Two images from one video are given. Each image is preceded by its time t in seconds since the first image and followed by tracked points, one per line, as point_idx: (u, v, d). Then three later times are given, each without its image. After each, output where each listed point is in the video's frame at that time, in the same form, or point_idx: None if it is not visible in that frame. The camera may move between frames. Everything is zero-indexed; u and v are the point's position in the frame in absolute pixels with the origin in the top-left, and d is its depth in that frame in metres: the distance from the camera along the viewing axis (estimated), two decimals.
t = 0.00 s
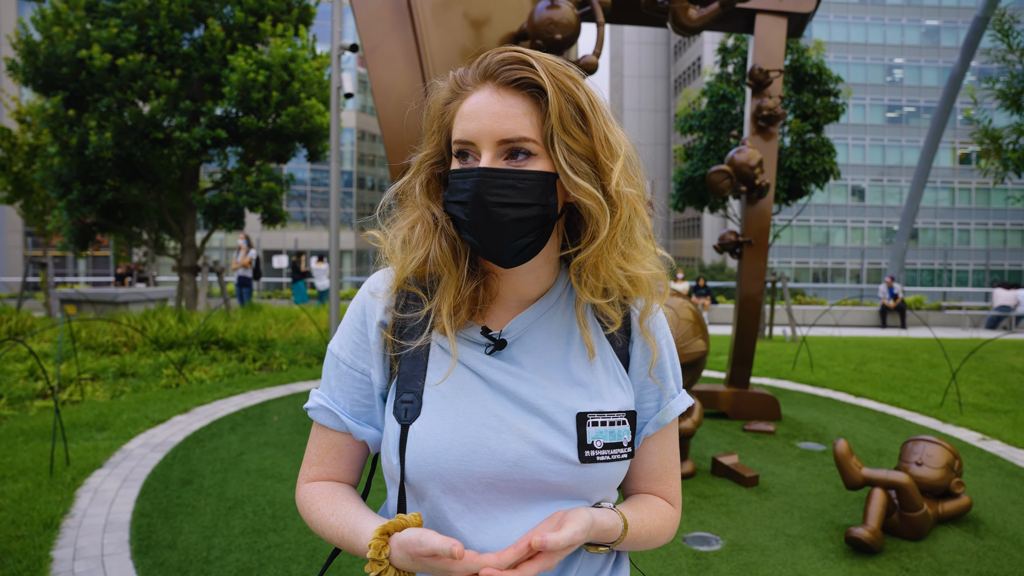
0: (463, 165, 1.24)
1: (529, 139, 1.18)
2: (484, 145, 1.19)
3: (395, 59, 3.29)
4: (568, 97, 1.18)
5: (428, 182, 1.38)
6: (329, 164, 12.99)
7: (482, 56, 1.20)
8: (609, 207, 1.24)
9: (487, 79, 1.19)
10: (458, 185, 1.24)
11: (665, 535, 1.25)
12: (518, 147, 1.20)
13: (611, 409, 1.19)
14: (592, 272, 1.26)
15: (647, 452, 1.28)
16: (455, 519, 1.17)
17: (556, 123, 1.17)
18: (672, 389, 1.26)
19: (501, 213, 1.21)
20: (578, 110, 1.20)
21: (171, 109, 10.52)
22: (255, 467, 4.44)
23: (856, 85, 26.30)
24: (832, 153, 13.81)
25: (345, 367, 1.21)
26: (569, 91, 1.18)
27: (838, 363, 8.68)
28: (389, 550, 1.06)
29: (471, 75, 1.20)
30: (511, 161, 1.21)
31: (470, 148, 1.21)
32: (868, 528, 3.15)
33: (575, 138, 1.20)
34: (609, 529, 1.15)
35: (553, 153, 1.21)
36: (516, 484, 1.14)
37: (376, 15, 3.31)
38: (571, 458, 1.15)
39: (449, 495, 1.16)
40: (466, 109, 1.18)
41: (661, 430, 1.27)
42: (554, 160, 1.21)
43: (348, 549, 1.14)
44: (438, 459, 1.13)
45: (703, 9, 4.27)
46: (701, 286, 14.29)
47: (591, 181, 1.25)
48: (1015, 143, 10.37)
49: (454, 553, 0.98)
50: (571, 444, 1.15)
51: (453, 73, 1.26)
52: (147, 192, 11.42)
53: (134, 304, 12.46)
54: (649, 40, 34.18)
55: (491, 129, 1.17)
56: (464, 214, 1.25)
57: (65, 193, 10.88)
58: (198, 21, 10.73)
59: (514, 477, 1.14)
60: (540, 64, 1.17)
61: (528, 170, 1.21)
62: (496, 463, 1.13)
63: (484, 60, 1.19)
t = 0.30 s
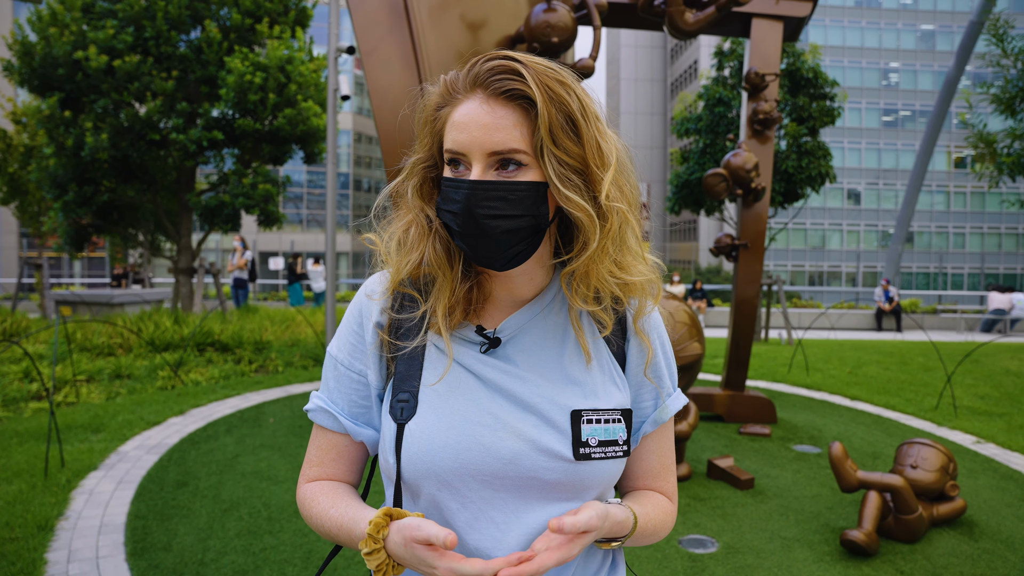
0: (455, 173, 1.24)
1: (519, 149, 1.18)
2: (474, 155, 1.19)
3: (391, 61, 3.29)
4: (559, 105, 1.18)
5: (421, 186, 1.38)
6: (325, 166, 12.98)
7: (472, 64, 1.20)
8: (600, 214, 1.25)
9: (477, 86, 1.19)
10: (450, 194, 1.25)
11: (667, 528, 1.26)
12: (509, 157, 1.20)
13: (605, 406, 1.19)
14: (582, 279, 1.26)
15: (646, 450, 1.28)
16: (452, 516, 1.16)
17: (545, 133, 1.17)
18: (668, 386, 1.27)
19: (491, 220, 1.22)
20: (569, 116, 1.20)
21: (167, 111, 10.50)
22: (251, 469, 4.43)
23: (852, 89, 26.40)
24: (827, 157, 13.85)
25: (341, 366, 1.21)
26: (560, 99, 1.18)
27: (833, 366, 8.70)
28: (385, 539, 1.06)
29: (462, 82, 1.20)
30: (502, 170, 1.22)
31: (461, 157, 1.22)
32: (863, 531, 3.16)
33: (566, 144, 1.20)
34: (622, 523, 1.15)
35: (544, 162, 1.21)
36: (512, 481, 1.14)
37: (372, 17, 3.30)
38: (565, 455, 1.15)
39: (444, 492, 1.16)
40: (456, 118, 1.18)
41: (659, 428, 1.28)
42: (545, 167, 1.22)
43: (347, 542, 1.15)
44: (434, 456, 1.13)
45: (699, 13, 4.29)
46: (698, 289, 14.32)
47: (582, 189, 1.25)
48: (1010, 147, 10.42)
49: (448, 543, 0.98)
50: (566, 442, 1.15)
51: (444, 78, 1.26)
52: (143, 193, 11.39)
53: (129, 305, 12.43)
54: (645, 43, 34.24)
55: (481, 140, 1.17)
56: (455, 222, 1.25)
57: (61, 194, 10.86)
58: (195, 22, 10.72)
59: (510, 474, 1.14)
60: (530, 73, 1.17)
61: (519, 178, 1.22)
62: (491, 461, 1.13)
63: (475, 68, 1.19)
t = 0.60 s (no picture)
0: (454, 175, 1.26)
1: (516, 152, 1.19)
2: (473, 156, 1.21)
3: (393, 64, 3.30)
4: (557, 109, 1.19)
5: (422, 188, 1.39)
6: (327, 168, 13.00)
7: (473, 68, 1.21)
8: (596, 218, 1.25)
9: (477, 89, 1.21)
10: (448, 195, 1.26)
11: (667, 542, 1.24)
12: (507, 160, 1.21)
13: (597, 415, 1.19)
14: (576, 283, 1.26)
15: (643, 460, 1.28)
16: (440, 520, 1.17)
17: (543, 137, 1.18)
18: (665, 397, 1.26)
19: (486, 223, 1.23)
20: (568, 122, 1.20)
21: (169, 113, 10.53)
22: (252, 470, 4.44)
23: (853, 91, 26.40)
24: (829, 159, 13.86)
25: (338, 365, 1.23)
26: (558, 103, 1.19)
27: (834, 368, 8.69)
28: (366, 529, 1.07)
29: (462, 84, 1.21)
30: (499, 172, 1.23)
31: (460, 158, 1.23)
32: (864, 534, 3.16)
33: (564, 149, 1.21)
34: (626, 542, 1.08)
35: (541, 167, 1.22)
36: (500, 487, 1.14)
37: (375, 20, 3.31)
38: (552, 463, 1.14)
39: (434, 496, 1.16)
40: (456, 121, 1.19)
41: (655, 438, 1.28)
42: (542, 171, 1.22)
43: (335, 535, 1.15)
44: (423, 459, 1.14)
45: (700, 15, 4.29)
46: (699, 291, 14.32)
47: (579, 194, 1.26)
48: (1011, 149, 10.43)
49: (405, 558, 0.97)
50: (554, 450, 1.15)
51: (446, 80, 1.27)
52: (145, 195, 11.43)
53: (131, 307, 12.46)
54: (647, 45, 34.27)
55: (479, 142, 1.18)
56: (453, 224, 1.27)
57: (63, 196, 10.89)
58: (197, 25, 10.74)
59: (497, 481, 1.14)
60: (529, 77, 1.18)
61: (516, 181, 1.22)
62: (479, 467, 1.13)
63: (476, 71, 1.21)
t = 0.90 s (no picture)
0: (456, 179, 1.26)
1: (520, 156, 1.20)
2: (476, 160, 1.21)
3: (396, 70, 3.31)
4: (560, 115, 1.20)
5: (425, 192, 1.40)
6: (331, 172, 13.04)
7: (480, 72, 1.22)
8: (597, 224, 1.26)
9: (482, 94, 1.21)
10: (450, 199, 1.27)
11: (657, 561, 1.23)
12: (509, 165, 1.22)
13: (589, 424, 1.18)
14: (577, 288, 1.27)
15: (639, 470, 1.27)
16: (428, 520, 1.17)
17: (546, 142, 1.19)
18: (662, 408, 1.25)
19: (489, 227, 1.23)
20: (571, 128, 1.21)
21: (175, 118, 10.57)
22: (256, 474, 4.45)
23: (857, 95, 26.37)
24: (833, 163, 13.85)
25: (339, 364, 1.24)
26: (562, 110, 1.20)
27: (838, 373, 8.66)
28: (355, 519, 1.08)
29: (468, 88, 1.22)
30: (502, 177, 1.23)
31: (463, 162, 1.24)
32: (868, 538, 3.15)
33: (566, 155, 1.22)
34: None
35: (543, 172, 1.23)
36: (488, 492, 1.15)
37: (378, 25, 3.32)
38: (541, 471, 1.14)
39: (423, 498, 1.16)
40: (461, 124, 1.20)
41: (652, 449, 1.26)
42: (544, 177, 1.23)
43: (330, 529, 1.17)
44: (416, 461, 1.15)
45: (703, 20, 4.28)
46: (703, 295, 14.30)
47: (580, 200, 1.26)
48: (1016, 153, 10.40)
49: None
50: (544, 457, 1.15)
51: (451, 84, 1.28)
52: (150, 200, 11.50)
53: (136, 311, 12.50)
54: (651, 50, 34.32)
55: (483, 146, 1.19)
56: (454, 227, 1.27)
57: (69, 201, 10.95)
58: (202, 30, 10.81)
59: (485, 485, 1.14)
60: (535, 83, 1.19)
61: (518, 187, 1.23)
62: (469, 471, 1.14)
63: (481, 76, 1.21)
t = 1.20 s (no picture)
0: (454, 185, 1.27)
1: (516, 161, 1.21)
2: (472, 168, 1.22)
3: (400, 72, 3.32)
4: (554, 120, 1.21)
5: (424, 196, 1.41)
6: (336, 174, 13.07)
7: (473, 79, 1.23)
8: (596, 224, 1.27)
9: (476, 100, 1.22)
10: (449, 205, 1.27)
11: (651, 571, 1.22)
12: (507, 171, 1.23)
13: (586, 425, 1.18)
14: (578, 289, 1.28)
15: (636, 473, 1.26)
16: (426, 517, 1.18)
17: (542, 146, 1.20)
18: (661, 411, 1.24)
19: (488, 231, 1.24)
20: (566, 131, 1.22)
21: (179, 120, 10.61)
22: (261, 475, 4.47)
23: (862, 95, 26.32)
24: (837, 164, 13.83)
25: (342, 365, 1.25)
26: (556, 113, 1.21)
27: (843, 374, 8.65)
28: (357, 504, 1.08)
29: (462, 95, 1.23)
30: (499, 183, 1.24)
31: (460, 169, 1.24)
32: (871, 539, 3.14)
33: (562, 158, 1.23)
34: None
35: (540, 175, 1.24)
36: (484, 490, 1.15)
37: (381, 28, 3.32)
38: (536, 470, 1.15)
39: (421, 495, 1.18)
40: (456, 131, 1.21)
41: (650, 452, 1.25)
42: (542, 180, 1.24)
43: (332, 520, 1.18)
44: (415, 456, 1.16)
45: (706, 21, 4.30)
46: (707, 297, 14.27)
47: (578, 202, 1.27)
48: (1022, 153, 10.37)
49: None
50: (538, 457, 1.16)
51: (444, 90, 1.29)
52: (155, 202, 11.56)
53: (141, 313, 12.55)
54: (654, 51, 34.30)
55: (479, 153, 1.20)
56: (454, 233, 1.28)
57: (75, 203, 11.02)
58: (206, 33, 10.86)
59: (481, 484, 1.15)
60: (528, 88, 1.19)
61: (516, 192, 1.24)
62: (465, 468, 1.15)
63: (475, 82, 1.22)
